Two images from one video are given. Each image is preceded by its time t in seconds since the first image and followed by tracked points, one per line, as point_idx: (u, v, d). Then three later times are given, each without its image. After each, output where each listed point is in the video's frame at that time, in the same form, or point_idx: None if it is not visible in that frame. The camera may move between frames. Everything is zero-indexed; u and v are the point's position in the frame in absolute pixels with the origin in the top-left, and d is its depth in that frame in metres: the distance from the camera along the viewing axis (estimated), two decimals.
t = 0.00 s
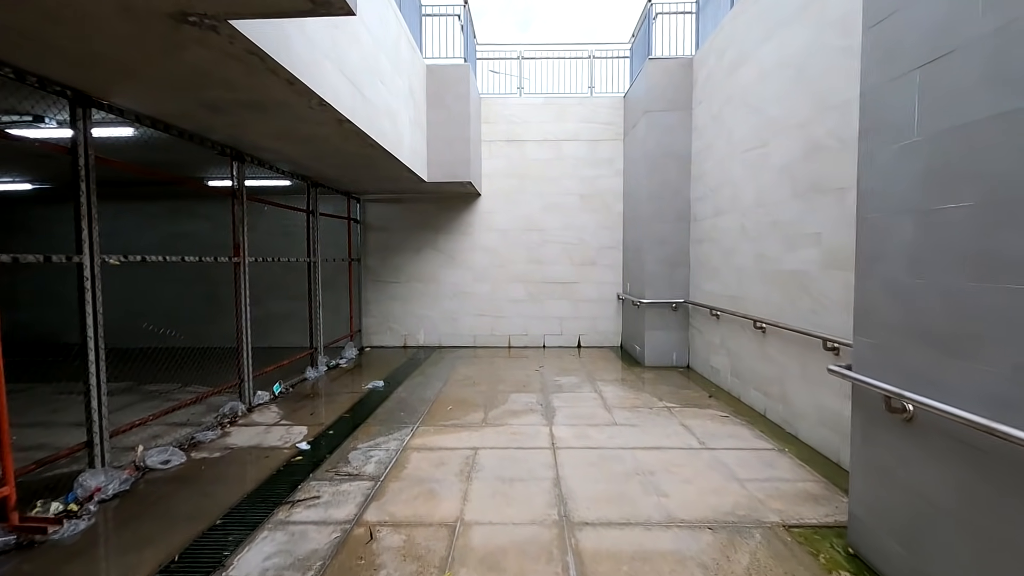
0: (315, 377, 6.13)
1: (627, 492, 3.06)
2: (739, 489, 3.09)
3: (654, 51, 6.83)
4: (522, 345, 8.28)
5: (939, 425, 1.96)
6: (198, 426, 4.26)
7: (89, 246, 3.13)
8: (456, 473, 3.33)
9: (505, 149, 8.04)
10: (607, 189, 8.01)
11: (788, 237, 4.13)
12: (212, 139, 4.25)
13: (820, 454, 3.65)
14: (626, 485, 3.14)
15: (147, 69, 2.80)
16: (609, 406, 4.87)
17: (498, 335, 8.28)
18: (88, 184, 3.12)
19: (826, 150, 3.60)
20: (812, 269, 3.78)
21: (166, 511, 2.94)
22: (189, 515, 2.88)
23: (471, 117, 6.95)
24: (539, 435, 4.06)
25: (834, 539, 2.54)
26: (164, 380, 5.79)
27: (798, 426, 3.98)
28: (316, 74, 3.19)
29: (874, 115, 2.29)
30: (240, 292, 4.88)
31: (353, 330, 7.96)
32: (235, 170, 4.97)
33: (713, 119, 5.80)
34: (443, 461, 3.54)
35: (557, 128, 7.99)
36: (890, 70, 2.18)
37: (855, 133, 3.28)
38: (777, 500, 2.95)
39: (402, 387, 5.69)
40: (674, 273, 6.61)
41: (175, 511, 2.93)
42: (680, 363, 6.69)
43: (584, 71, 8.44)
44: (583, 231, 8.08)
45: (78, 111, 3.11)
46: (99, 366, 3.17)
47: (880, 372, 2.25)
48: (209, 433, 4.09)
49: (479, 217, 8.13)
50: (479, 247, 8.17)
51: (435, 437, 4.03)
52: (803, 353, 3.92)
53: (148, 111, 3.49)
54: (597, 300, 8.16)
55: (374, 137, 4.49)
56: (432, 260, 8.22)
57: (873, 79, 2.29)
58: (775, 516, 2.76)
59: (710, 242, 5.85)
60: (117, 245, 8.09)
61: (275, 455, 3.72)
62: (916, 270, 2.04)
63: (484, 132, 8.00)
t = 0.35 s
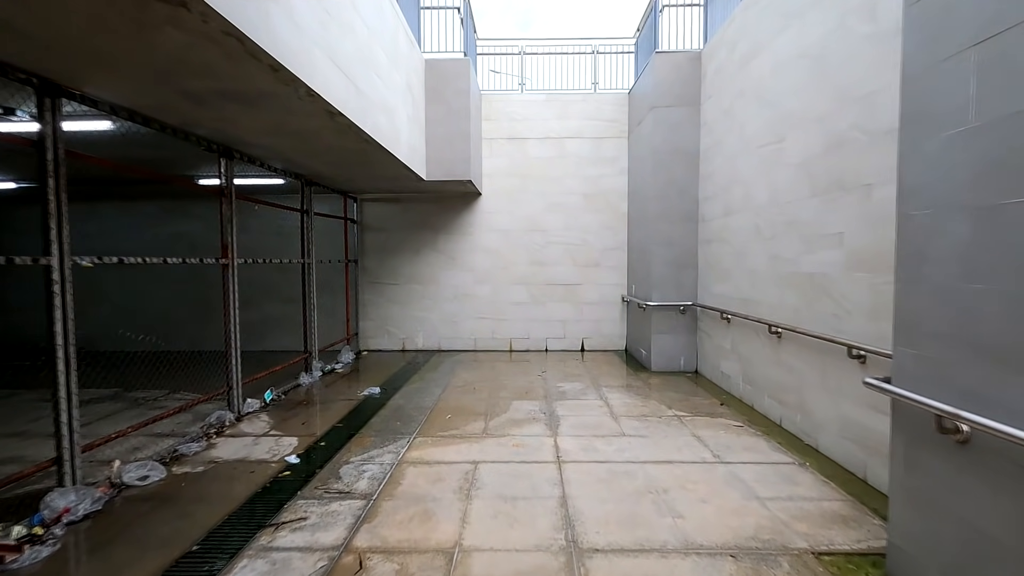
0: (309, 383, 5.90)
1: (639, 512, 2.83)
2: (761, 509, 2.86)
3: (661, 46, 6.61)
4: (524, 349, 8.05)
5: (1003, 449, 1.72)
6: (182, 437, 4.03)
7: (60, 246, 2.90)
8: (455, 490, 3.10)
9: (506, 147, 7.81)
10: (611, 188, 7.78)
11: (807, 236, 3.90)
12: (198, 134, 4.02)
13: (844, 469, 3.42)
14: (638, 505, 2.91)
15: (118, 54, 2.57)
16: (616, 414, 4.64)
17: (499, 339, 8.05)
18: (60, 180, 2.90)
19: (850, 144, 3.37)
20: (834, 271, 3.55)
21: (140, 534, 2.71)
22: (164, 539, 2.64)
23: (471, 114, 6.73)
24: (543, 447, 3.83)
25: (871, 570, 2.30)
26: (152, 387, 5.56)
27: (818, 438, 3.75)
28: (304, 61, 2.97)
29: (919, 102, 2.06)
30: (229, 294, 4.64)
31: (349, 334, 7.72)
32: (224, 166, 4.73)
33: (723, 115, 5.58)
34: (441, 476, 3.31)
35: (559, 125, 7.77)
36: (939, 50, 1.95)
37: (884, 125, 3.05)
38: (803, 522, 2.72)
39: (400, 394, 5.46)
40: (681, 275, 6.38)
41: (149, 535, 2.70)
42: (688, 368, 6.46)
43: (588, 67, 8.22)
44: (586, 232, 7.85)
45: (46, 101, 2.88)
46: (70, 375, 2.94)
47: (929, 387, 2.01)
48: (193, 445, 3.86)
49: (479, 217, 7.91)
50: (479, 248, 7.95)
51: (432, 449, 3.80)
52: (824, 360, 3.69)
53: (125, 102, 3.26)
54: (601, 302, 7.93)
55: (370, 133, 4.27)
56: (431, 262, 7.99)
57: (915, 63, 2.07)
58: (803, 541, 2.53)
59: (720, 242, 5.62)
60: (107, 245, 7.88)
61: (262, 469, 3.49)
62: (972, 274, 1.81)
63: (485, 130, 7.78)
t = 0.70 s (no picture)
0: (298, 389, 5.67)
1: (647, 537, 2.60)
2: (780, 535, 2.62)
3: (666, 38, 6.36)
4: (524, 352, 7.81)
5: None
6: (159, 449, 3.79)
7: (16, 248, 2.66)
8: (446, 512, 2.87)
9: (505, 144, 7.57)
10: (614, 186, 7.53)
11: (825, 236, 3.66)
12: (176, 127, 3.79)
13: (866, 487, 3.18)
14: (646, 530, 2.67)
15: (73, 36, 2.33)
16: (620, 424, 4.40)
17: (498, 342, 7.81)
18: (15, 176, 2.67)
19: (874, 137, 3.13)
20: (857, 274, 3.30)
21: (100, 562, 2.47)
22: (125, 569, 2.41)
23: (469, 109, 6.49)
24: (543, 461, 3.58)
25: None
26: (135, 393, 5.34)
27: (837, 452, 3.50)
28: (282, 47, 2.74)
29: (965, 88, 1.82)
30: (211, 297, 4.41)
31: (343, 337, 7.49)
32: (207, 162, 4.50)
33: (732, 109, 5.34)
34: (432, 495, 3.07)
35: (560, 121, 7.52)
36: (992, 23, 1.70)
37: (912, 116, 2.81)
38: (827, 550, 2.48)
39: (393, 401, 5.21)
40: (687, 277, 6.13)
41: (110, 563, 2.47)
42: (694, 373, 6.22)
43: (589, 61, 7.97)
44: (588, 231, 7.60)
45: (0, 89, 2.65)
46: (28, 386, 2.71)
47: (980, 409, 1.76)
48: (169, 458, 3.61)
49: (477, 216, 7.67)
50: (477, 248, 7.71)
51: (424, 463, 3.56)
52: (843, 370, 3.45)
53: (91, 92, 3.02)
54: (603, 304, 7.68)
55: (359, 127, 4.04)
56: (427, 262, 7.76)
57: (962, 39, 1.82)
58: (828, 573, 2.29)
59: (728, 243, 5.38)
60: (94, 245, 7.67)
61: (240, 486, 3.26)
62: None
63: (483, 126, 7.54)
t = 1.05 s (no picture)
0: (292, 395, 5.45)
1: (663, 565, 2.36)
2: (810, 562, 2.37)
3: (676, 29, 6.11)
4: (527, 356, 7.57)
5: None
6: (140, 462, 3.57)
7: None
8: (443, 534, 2.64)
9: (508, 141, 7.34)
10: (620, 184, 7.29)
11: (851, 235, 3.41)
12: (158, 120, 3.57)
13: (900, 507, 2.93)
14: (662, 556, 2.43)
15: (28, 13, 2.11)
16: (629, 434, 4.16)
17: (501, 345, 7.57)
18: None
19: (908, 126, 2.88)
20: (888, 275, 3.05)
21: None
22: None
23: (470, 104, 6.26)
24: (548, 476, 3.34)
25: None
26: (122, 399, 5.13)
27: (865, 467, 3.26)
28: (264, 28, 2.51)
29: (1020, 60, 1.55)
30: (197, 299, 4.19)
31: (341, 340, 7.27)
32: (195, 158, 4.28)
33: (745, 102, 5.09)
34: (427, 515, 2.84)
35: (564, 117, 7.29)
36: None
37: (953, 102, 2.57)
38: None
39: (390, 408, 4.98)
40: (697, 277, 5.88)
41: None
42: (704, 378, 5.96)
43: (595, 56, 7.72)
44: (593, 231, 7.36)
45: None
46: None
47: None
48: (149, 472, 3.39)
49: (479, 215, 7.44)
50: (479, 248, 7.48)
51: (421, 477, 3.33)
52: (873, 378, 3.20)
53: (59, 79, 2.80)
54: (608, 306, 7.44)
55: (353, 119, 3.81)
56: (428, 263, 7.53)
57: None
58: None
59: (742, 242, 5.13)
60: (86, 246, 7.47)
61: (223, 503, 3.03)
62: None
63: (485, 122, 7.31)
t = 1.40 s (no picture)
0: (289, 401, 5.20)
1: None
2: None
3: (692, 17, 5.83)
4: (534, 359, 7.30)
5: None
6: (122, 476, 3.32)
7: None
8: (448, 563, 2.37)
9: (515, 136, 7.07)
10: (632, 180, 7.01)
11: (894, 231, 3.12)
12: (142, 108, 3.32)
13: (955, 533, 2.64)
14: None
15: None
16: (647, 445, 3.88)
17: (507, 347, 7.30)
18: None
19: (965, 110, 2.59)
20: (940, 275, 2.76)
21: None
22: None
23: (476, 96, 6.00)
24: (561, 494, 3.07)
25: None
26: (111, 405, 4.89)
27: (910, 485, 2.97)
28: None
29: None
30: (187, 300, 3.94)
31: (342, 342, 7.01)
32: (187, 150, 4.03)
33: (768, 92, 4.80)
34: (430, 540, 2.57)
35: (573, 111, 7.01)
36: None
37: (1021, 80, 2.29)
38: None
39: (391, 415, 4.72)
40: (715, 278, 5.59)
41: None
42: (722, 384, 5.68)
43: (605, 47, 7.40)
44: (604, 229, 7.08)
45: None
46: None
47: None
48: (131, 487, 3.14)
49: (485, 213, 7.17)
50: (485, 247, 7.21)
51: (424, 495, 3.06)
52: (920, 389, 2.91)
53: (25, 58, 2.55)
54: (619, 307, 7.15)
55: (351, 108, 3.54)
56: (432, 262, 7.27)
57: None
58: None
59: (764, 240, 4.83)
60: (80, 245, 7.25)
61: (207, 524, 2.78)
62: None
63: (491, 116, 7.05)
